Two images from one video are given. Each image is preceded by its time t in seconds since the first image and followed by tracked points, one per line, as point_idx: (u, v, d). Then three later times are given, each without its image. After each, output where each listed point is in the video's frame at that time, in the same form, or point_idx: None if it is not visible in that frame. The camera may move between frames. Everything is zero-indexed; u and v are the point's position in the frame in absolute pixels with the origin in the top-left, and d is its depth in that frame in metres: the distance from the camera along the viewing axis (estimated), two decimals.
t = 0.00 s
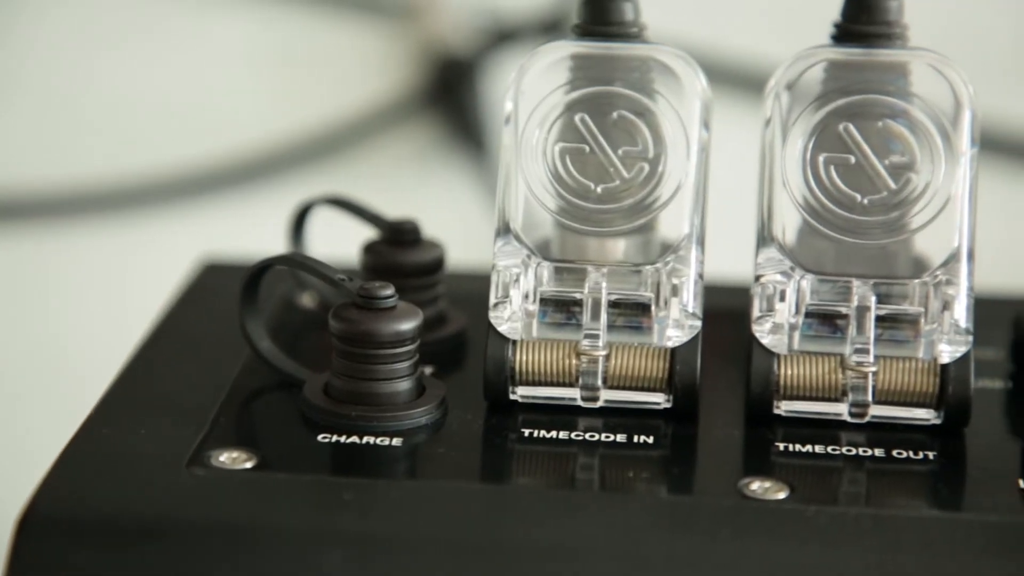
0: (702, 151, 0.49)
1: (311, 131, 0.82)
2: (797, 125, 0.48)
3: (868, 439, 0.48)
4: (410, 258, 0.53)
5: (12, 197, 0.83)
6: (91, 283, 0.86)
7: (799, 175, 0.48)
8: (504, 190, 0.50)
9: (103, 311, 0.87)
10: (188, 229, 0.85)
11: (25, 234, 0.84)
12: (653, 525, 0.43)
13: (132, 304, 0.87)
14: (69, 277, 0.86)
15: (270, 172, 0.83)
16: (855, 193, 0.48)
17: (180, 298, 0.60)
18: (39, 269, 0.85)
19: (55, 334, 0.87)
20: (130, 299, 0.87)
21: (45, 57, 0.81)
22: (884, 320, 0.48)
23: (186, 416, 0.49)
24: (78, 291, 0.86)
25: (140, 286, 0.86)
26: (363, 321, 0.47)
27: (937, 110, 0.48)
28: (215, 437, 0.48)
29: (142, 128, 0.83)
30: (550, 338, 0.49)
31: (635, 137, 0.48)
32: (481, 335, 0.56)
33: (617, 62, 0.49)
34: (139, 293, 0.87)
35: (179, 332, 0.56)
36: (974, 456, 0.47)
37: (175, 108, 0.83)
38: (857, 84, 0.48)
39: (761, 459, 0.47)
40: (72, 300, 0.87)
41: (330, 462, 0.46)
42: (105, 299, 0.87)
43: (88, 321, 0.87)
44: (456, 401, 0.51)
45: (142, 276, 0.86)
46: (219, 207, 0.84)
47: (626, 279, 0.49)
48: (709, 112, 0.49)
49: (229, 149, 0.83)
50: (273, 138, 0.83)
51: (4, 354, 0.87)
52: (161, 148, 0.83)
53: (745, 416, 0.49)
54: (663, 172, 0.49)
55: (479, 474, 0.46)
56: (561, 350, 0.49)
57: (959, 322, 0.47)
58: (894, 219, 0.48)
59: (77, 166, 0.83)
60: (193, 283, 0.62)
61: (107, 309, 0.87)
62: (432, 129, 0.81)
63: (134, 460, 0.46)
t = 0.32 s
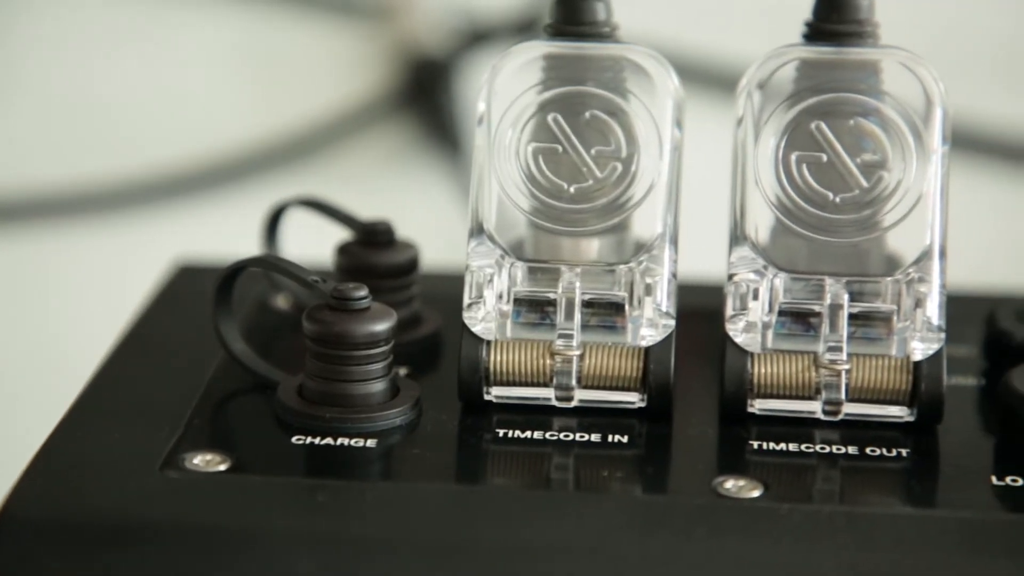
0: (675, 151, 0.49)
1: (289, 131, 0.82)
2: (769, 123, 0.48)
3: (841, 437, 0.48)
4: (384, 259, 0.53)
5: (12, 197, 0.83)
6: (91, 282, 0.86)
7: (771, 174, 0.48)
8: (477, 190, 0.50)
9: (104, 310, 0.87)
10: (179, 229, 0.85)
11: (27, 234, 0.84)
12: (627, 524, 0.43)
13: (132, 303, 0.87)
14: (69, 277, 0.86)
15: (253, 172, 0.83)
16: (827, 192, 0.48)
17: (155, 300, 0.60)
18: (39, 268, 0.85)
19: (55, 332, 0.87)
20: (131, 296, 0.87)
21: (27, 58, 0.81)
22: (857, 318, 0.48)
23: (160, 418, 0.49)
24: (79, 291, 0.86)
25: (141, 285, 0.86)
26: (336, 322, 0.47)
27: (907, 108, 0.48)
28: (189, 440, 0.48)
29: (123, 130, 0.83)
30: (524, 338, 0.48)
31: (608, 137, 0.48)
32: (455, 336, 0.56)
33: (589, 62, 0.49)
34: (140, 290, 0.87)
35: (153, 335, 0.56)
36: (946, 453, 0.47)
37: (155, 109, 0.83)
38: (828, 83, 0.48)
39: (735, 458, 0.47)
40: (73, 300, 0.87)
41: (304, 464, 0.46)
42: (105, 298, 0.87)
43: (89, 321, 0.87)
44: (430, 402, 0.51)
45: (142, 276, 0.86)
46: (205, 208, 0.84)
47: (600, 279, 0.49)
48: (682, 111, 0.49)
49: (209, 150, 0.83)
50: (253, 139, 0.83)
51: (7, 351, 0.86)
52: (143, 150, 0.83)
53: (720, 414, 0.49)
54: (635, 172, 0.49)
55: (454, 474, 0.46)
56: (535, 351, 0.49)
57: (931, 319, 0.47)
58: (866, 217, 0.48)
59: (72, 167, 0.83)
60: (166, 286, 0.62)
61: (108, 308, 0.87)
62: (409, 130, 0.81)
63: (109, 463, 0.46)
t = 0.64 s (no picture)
0: (648, 149, 0.49)
1: (268, 133, 0.82)
2: (742, 122, 0.48)
3: (816, 435, 0.48)
4: (358, 260, 0.53)
5: (13, 198, 0.83)
6: (91, 283, 0.86)
7: (745, 173, 0.48)
8: (451, 191, 0.49)
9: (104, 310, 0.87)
10: (168, 229, 0.85)
11: (27, 235, 0.84)
12: (603, 523, 0.43)
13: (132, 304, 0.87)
14: (69, 277, 0.86)
15: (238, 173, 0.83)
16: (800, 190, 0.48)
17: (129, 303, 0.60)
18: (40, 269, 0.86)
19: (55, 329, 0.87)
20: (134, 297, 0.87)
21: (26, 58, 0.82)
22: (831, 316, 0.48)
23: (134, 421, 0.49)
24: (80, 292, 0.87)
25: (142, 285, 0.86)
26: (311, 324, 0.47)
27: (880, 106, 0.48)
28: (164, 443, 0.48)
29: (108, 133, 0.83)
30: (500, 338, 0.49)
31: (582, 137, 0.48)
32: (431, 337, 0.56)
33: (562, 62, 0.49)
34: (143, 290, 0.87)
35: (130, 337, 0.56)
36: (921, 450, 0.47)
37: (137, 110, 0.83)
38: (801, 82, 0.48)
39: (710, 457, 0.47)
40: (73, 300, 0.87)
41: (278, 466, 0.46)
42: (105, 299, 0.87)
43: (89, 320, 0.87)
44: (406, 403, 0.51)
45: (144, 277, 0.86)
46: (191, 209, 0.84)
47: (575, 279, 0.49)
48: (655, 110, 0.49)
49: (191, 152, 0.83)
50: (233, 140, 0.82)
51: (6, 350, 0.87)
52: (128, 151, 0.83)
53: (695, 413, 0.50)
54: (609, 172, 0.49)
55: (429, 475, 0.46)
56: (511, 350, 0.49)
57: (904, 317, 0.48)
58: (839, 215, 0.48)
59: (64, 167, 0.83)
60: (142, 288, 0.62)
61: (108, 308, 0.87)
62: (386, 130, 0.81)
63: (84, 466, 0.46)
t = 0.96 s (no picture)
0: (622, 149, 0.49)
1: (249, 134, 0.82)
2: (716, 121, 0.48)
3: (791, 433, 0.48)
4: (332, 261, 0.53)
5: (13, 198, 0.83)
6: (91, 284, 0.86)
7: (719, 173, 0.48)
8: (425, 192, 0.49)
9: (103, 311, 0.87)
10: (153, 230, 0.84)
11: (26, 237, 0.84)
12: (579, 522, 0.43)
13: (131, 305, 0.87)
14: (69, 277, 0.86)
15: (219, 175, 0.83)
16: (774, 189, 0.48)
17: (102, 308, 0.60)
18: (41, 268, 0.86)
19: (57, 325, 0.87)
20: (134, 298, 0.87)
21: (18, 58, 0.81)
22: (805, 314, 0.48)
23: (109, 425, 0.49)
24: (80, 292, 0.87)
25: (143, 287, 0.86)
26: (285, 326, 0.47)
27: (853, 105, 0.48)
28: (138, 446, 0.48)
29: (90, 136, 0.83)
30: (474, 338, 0.49)
31: (556, 137, 0.48)
32: (406, 338, 0.56)
33: (536, 62, 0.49)
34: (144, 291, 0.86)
35: (106, 341, 0.56)
36: (896, 448, 0.47)
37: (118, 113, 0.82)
38: (774, 81, 0.48)
39: (686, 456, 0.47)
40: (72, 301, 0.87)
41: (254, 468, 0.46)
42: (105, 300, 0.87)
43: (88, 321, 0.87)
44: (381, 404, 0.51)
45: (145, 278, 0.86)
46: (173, 211, 0.84)
47: (549, 279, 0.49)
48: (629, 110, 0.49)
49: (172, 154, 0.83)
50: (213, 142, 0.82)
51: (7, 350, 0.87)
52: (113, 153, 0.83)
53: (671, 412, 0.50)
54: (583, 172, 0.49)
55: (405, 476, 0.46)
56: (485, 351, 0.49)
57: (878, 315, 0.48)
58: (812, 213, 0.48)
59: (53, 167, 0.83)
60: (117, 291, 0.62)
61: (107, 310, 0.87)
62: (364, 131, 0.81)
63: (59, 470, 0.46)
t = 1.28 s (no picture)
0: (596, 149, 0.49)
1: (228, 136, 0.82)
2: (689, 121, 0.48)
3: (765, 432, 0.48)
4: (306, 262, 0.53)
5: (12, 198, 0.83)
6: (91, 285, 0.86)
7: (691, 172, 0.48)
8: (399, 193, 0.49)
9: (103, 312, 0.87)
10: (135, 232, 0.84)
11: (26, 237, 0.84)
12: (553, 523, 0.43)
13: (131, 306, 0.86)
14: (70, 279, 0.86)
15: (202, 176, 0.83)
16: (746, 188, 0.48)
17: (76, 311, 0.60)
18: (41, 269, 0.85)
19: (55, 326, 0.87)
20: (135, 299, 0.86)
21: None
22: (779, 313, 0.48)
23: (83, 429, 0.49)
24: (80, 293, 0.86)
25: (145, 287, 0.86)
26: (259, 328, 0.47)
27: (825, 103, 0.48)
28: (111, 450, 0.47)
29: (75, 137, 0.83)
30: (449, 338, 0.49)
31: (529, 137, 0.48)
32: (381, 339, 0.56)
33: (509, 62, 0.49)
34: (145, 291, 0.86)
35: (81, 344, 0.56)
36: (870, 446, 0.48)
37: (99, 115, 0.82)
38: (746, 80, 0.48)
39: (661, 455, 0.47)
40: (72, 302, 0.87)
41: (228, 471, 0.46)
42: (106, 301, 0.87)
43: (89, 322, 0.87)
44: (357, 405, 0.50)
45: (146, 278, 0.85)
46: (154, 213, 0.83)
47: (523, 279, 0.49)
48: (602, 110, 0.50)
49: (152, 156, 0.82)
50: (192, 144, 0.82)
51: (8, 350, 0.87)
52: (97, 154, 0.83)
53: (646, 412, 0.50)
54: (557, 172, 0.49)
55: (380, 478, 0.46)
56: (460, 351, 0.49)
57: (852, 313, 0.48)
58: (786, 212, 0.48)
59: (36, 169, 0.83)
60: (92, 294, 0.62)
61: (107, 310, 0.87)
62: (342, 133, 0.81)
63: (32, 474, 0.46)
